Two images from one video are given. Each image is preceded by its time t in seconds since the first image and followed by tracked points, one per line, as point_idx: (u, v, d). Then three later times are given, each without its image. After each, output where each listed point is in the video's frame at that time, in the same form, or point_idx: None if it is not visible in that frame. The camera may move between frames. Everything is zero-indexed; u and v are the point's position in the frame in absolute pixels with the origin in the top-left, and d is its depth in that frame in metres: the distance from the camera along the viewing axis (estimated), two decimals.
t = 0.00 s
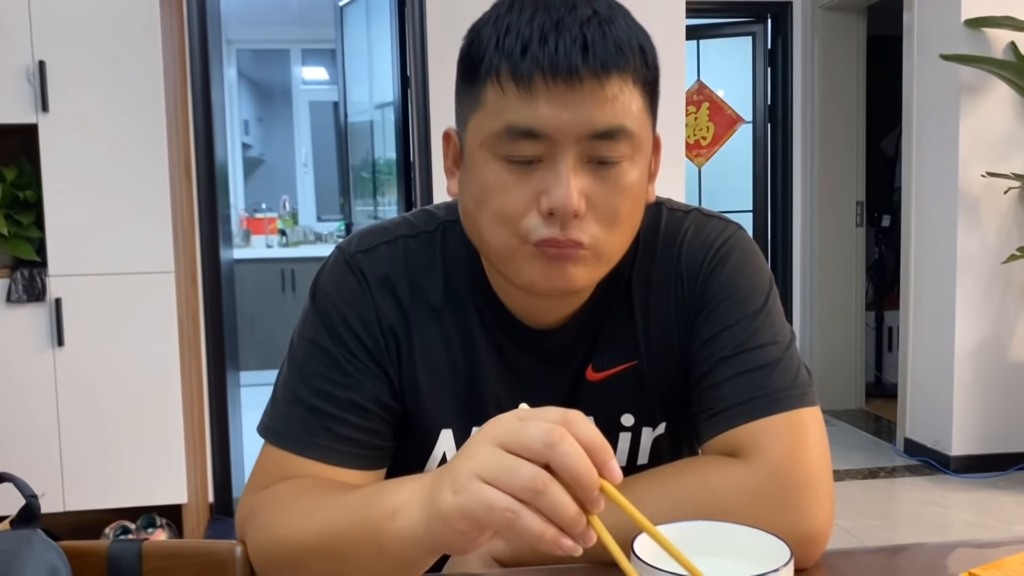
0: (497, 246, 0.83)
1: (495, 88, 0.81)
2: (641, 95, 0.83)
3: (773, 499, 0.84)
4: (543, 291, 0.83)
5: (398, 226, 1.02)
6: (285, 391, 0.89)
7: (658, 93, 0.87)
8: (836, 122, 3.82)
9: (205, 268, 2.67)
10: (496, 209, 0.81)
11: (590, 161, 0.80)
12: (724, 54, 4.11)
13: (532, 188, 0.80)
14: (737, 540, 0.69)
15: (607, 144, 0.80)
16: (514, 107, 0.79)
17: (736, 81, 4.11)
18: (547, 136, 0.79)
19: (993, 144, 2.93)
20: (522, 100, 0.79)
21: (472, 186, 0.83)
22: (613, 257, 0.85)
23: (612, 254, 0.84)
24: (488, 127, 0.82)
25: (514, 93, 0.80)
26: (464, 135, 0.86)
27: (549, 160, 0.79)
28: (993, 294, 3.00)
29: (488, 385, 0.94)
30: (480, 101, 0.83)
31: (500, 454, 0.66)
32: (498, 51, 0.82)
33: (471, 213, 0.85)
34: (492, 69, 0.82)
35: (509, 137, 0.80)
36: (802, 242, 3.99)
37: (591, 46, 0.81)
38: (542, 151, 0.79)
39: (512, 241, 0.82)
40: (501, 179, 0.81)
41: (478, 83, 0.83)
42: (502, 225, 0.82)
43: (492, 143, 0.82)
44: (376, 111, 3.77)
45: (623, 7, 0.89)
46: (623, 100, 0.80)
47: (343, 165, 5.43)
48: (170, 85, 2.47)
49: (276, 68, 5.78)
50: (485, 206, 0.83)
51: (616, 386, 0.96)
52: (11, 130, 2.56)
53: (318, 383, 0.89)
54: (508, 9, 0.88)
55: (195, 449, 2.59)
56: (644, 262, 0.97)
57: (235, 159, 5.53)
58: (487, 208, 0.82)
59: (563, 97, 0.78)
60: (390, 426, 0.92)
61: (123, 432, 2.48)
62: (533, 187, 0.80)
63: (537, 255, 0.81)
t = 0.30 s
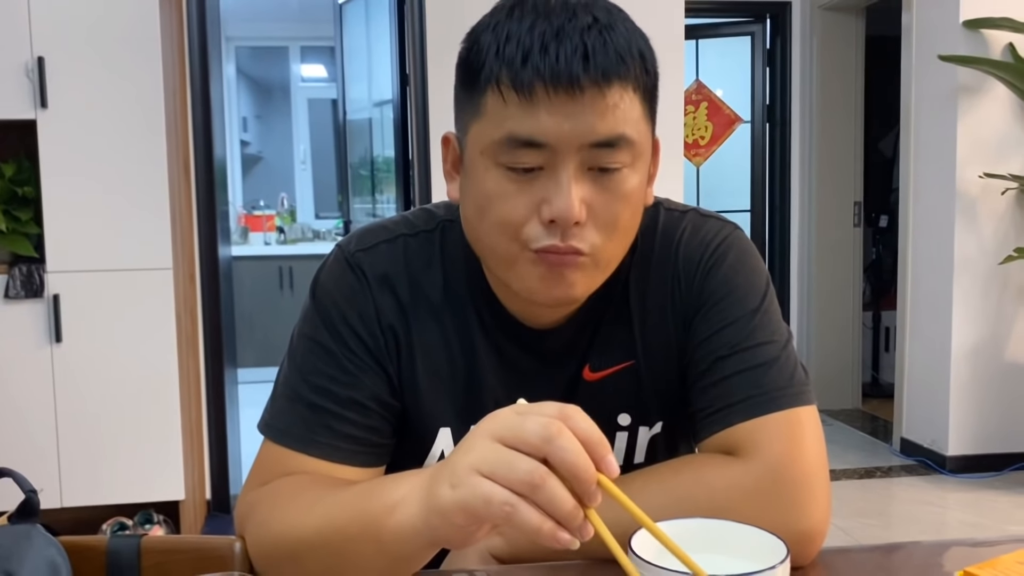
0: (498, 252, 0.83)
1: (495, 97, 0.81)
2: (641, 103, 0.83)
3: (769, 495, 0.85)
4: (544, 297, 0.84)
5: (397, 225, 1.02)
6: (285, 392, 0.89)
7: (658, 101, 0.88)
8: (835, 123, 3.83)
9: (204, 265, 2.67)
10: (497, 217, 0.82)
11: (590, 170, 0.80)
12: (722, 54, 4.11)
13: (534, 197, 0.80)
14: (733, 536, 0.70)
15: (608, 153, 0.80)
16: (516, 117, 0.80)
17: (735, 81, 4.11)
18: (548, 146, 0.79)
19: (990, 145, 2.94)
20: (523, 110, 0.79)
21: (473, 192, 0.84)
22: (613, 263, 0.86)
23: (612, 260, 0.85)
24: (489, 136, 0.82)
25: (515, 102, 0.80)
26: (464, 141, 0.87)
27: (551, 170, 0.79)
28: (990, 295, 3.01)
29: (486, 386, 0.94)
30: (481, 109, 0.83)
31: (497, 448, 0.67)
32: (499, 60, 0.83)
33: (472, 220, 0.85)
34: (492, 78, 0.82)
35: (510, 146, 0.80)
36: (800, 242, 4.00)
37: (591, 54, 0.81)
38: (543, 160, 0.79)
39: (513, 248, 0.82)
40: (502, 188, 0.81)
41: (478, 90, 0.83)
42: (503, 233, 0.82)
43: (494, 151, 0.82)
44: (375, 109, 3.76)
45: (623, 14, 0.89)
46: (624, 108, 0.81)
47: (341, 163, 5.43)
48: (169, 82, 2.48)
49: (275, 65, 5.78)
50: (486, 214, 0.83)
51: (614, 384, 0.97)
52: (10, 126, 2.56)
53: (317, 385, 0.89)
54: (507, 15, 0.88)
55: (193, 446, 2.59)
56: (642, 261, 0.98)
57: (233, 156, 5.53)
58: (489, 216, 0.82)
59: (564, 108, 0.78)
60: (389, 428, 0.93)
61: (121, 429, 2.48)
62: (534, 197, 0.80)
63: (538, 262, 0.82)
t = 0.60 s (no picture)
0: (499, 247, 0.84)
1: (497, 91, 0.81)
2: (642, 99, 0.84)
3: (762, 497, 0.85)
4: (544, 292, 0.84)
5: (395, 222, 1.02)
6: (283, 387, 0.90)
7: (658, 97, 0.88)
8: (832, 123, 3.84)
9: (201, 262, 2.67)
10: (498, 212, 0.82)
11: (591, 165, 0.81)
12: (720, 53, 4.12)
13: (535, 192, 0.80)
14: (724, 535, 0.70)
15: (608, 149, 0.80)
16: (518, 112, 0.80)
17: (732, 80, 4.12)
18: (550, 141, 0.79)
19: (986, 146, 2.95)
20: (525, 106, 0.80)
21: (474, 187, 0.84)
22: (613, 257, 0.86)
23: (612, 255, 0.86)
24: (490, 132, 0.82)
25: (517, 97, 0.80)
26: (464, 136, 0.87)
27: (552, 165, 0.80)
28: (985, 295, 3.02)
29: (482, 383, 0.95)
30: (482, 103, 0.83)
31: (492, 448, 0.67)
32: (501, 55, 0.83)
33: (473, 215, 0.85)
34: (494, 73, 0.82)
35: (511, 141, 0.80)
36: (796, 242, 4.01)
37: (594, 50, 0.82)
38: (545, 155, 0.80)
39: (514, 243, 0.83)
40: (504, 183, 0.81)
41: (479, 85, 0.83)
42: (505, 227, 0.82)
43: (495, 146, 0.82)
44: (374, 106, 3.76)
45: (624, 11, 0.90)
46: (626, 104, 0.81)
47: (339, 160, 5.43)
48: (167, 78, 2.48)
49: (273, 61, 5.77)
50: (487, 208, 0.83)
51: (609, 382, 0.97)
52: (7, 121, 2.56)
53: (315, 381, 0.89)
54: (509, 11, 0.88)
55: (189, 442, 2.59)
56: (640, 260, 0.98)
57: (231, 152, 5.53)
58: (489, 211, 0.83)
59: (566, 103, 0.79)
60: (387, 422, 0.93)
61: (117, 425, 2.48)
62: (535, 191, 0.80)
63: (539, 256, 0.82)
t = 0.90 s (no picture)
0: (501, 237, 0.84)
1: (501, 80, 0.82)
2: (644, 90, 0.84)
3: (758, 494, 0.85)
4: (544, 284, 0.85)
5: (393, 218, 1.03)
6: (281, 381, 0.90)
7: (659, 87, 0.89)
8: (828, 122, 3.85)
9: (198, 257, 2.67)
10: (501, 200, 0.83)
11: (594, 154, 0.81)
12: (718, 52, 4.12)
13: (538, 180, 0.81)
14: (721, 532, 0.71)
15: (611, 139, 0.81)
16: (522, 100, 0.80)
17: (729, 79, 4.12)
18: (554, 129, 0.79)
19: (982, 146, 2.96)
20: (530, 93, 0.80)
21: (476, 178, 0.85)
22: (613, 248, 0.87)
23: (612, 246, 0.86)
24: (493, 120, 0.83)
25: (521, 85, 0.80)
26: (465, 128, 0.88)
27: (555, 154, 0.80)
28: (980, 295, 3.03)
29: (480, 375, 0.95)
30: (486, 92, 0.83)
31: (489, 439, 0.67)
32: (505, 44, 0.83)
33: (474, 205, 0.86)
34: (499, 61, 0.82)
35: (515, 130, 0.81)
36: (792, 241, 4.02)
37: (598, 39, 0.82)
38: (548, 144, 0.80)
39: (517, 232, 0.83)
40: (507, 171, 0.82)
41: (483, 72, 0.84)
42: (507, 216, 0.83)
43: (499, 135, 0.82)
44: (371, 103, 3.76)
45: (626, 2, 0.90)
46: (628, 94, 0.81)
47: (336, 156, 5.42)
48: (164, 73, 2.47)
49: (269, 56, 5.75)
50: (489, 198, 0.84)
51: (606, 379, 0.98)
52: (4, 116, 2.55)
53: (313, 375, 0.90)
54: (512, 3, 0.88)
55: (185, 438, 2.59)
56: (637, 257, 0.99)
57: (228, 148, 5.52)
58: (491, 200, 0.83)
59: (571, 91, 0.79)
60: (384, 417, 0.94)
61: (113, 420, 2.48)
62: (538, 181, 0.81)
63: (540, 247, 0.83)
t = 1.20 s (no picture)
0: (500, 243, 0.84)
1: (499, 87, 0.82)
2: (642, 97, 0.84)
3: (753, 488, 0.86)
4: (543, 289, 0.85)
5: (392, 216, 1.03)
6: (279, 378, 0.90)
7: (657, 92, 0.89)
8: (824, 122, 3.86)
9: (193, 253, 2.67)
10: (500, 207, 0.83)
11: (592, 163, 0.81)
12: (714, 51, 4.13)
13: (536, 189, 0.81)
14: (717, 527, 0.71)
15: (609, 148, 0.81)
16: (520, 107, 0.80)
17: (726, 78, 4.13)
18: (552, 137, 0.79)
19: (977, 146, 2.97)
20: (528, 101, 0.80)
21: (474, 184, 0.85)
22: (611, 255, 0.87)
23: (610, 253, 0.86)
24: (490, 127, 0.82)
25: (519, 93, 0.80)
26: (463, 133, 0.88)
27: (553, 162, 0.80)
28: (973, 295, 3.04)
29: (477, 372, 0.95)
30: (484, 99, 0.83)
31: (461, 428, 0.68)
32: (504, 51, 0.83)
33: (473, 210, 0.86)
34: (497, 68, 0.82)
35: (513, 137, 0.81)
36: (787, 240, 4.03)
37: (596, 47, 0.82)
38: (546, 152, 0.80)
39: (515, 240, 0.83)
40: (505, 179, 0.82)
41: (481, 79, 0.84)
42: (505, 224, 0.83)
43: (496, 142, 0.82)
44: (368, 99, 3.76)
45: (625, 8, 0.91)
46: (627, 102, 0.81)
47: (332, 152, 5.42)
48: (160, 69, 2.47)
49: (265, 52, 5.74)
50: (488, 204, 0.84)
51: (602, 378, 0.98)
52: None
53: (311, 372, 0.90)
54: (511, 8, 0.88)
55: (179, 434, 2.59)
56: (633, 256, 0.99)
57: (223, 143, 5.51)
58: (490, 206, 0.83)
59: (569, 100, 0.79)
60: (382, 415, 0.94)
61: (108, 416, 2.48)
62: (536, 188, 0.81)
63: (539, 254, 0.83)
